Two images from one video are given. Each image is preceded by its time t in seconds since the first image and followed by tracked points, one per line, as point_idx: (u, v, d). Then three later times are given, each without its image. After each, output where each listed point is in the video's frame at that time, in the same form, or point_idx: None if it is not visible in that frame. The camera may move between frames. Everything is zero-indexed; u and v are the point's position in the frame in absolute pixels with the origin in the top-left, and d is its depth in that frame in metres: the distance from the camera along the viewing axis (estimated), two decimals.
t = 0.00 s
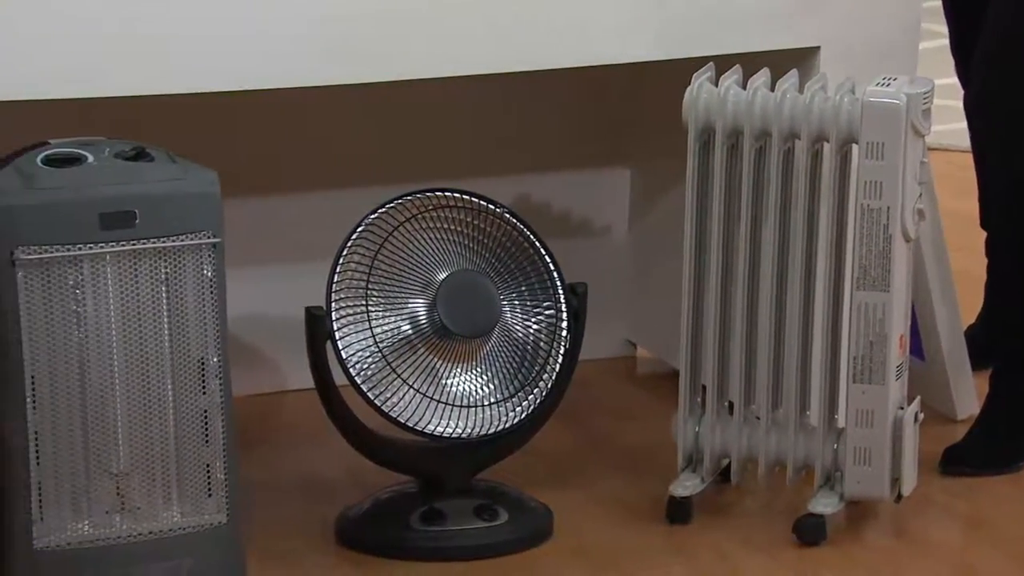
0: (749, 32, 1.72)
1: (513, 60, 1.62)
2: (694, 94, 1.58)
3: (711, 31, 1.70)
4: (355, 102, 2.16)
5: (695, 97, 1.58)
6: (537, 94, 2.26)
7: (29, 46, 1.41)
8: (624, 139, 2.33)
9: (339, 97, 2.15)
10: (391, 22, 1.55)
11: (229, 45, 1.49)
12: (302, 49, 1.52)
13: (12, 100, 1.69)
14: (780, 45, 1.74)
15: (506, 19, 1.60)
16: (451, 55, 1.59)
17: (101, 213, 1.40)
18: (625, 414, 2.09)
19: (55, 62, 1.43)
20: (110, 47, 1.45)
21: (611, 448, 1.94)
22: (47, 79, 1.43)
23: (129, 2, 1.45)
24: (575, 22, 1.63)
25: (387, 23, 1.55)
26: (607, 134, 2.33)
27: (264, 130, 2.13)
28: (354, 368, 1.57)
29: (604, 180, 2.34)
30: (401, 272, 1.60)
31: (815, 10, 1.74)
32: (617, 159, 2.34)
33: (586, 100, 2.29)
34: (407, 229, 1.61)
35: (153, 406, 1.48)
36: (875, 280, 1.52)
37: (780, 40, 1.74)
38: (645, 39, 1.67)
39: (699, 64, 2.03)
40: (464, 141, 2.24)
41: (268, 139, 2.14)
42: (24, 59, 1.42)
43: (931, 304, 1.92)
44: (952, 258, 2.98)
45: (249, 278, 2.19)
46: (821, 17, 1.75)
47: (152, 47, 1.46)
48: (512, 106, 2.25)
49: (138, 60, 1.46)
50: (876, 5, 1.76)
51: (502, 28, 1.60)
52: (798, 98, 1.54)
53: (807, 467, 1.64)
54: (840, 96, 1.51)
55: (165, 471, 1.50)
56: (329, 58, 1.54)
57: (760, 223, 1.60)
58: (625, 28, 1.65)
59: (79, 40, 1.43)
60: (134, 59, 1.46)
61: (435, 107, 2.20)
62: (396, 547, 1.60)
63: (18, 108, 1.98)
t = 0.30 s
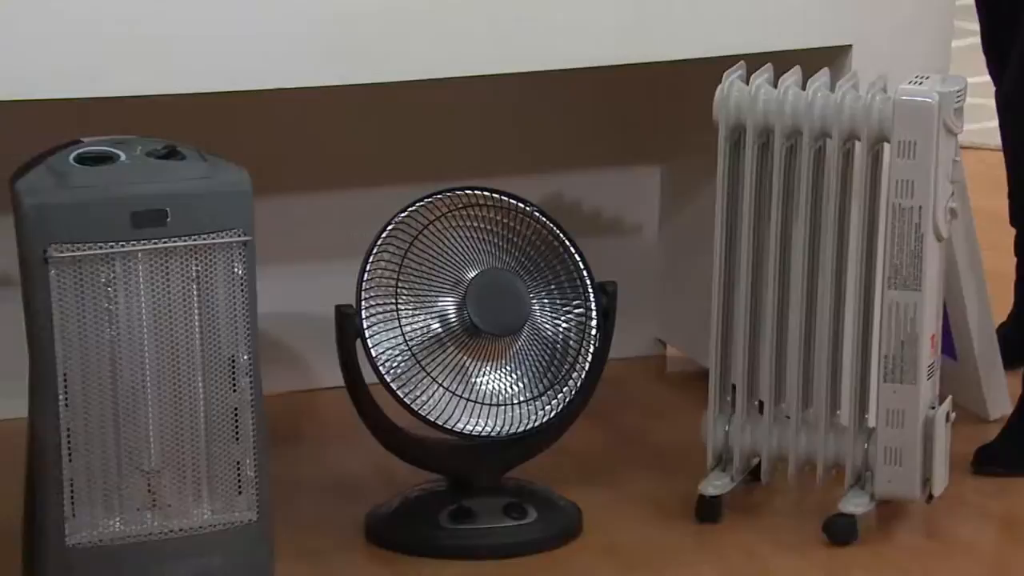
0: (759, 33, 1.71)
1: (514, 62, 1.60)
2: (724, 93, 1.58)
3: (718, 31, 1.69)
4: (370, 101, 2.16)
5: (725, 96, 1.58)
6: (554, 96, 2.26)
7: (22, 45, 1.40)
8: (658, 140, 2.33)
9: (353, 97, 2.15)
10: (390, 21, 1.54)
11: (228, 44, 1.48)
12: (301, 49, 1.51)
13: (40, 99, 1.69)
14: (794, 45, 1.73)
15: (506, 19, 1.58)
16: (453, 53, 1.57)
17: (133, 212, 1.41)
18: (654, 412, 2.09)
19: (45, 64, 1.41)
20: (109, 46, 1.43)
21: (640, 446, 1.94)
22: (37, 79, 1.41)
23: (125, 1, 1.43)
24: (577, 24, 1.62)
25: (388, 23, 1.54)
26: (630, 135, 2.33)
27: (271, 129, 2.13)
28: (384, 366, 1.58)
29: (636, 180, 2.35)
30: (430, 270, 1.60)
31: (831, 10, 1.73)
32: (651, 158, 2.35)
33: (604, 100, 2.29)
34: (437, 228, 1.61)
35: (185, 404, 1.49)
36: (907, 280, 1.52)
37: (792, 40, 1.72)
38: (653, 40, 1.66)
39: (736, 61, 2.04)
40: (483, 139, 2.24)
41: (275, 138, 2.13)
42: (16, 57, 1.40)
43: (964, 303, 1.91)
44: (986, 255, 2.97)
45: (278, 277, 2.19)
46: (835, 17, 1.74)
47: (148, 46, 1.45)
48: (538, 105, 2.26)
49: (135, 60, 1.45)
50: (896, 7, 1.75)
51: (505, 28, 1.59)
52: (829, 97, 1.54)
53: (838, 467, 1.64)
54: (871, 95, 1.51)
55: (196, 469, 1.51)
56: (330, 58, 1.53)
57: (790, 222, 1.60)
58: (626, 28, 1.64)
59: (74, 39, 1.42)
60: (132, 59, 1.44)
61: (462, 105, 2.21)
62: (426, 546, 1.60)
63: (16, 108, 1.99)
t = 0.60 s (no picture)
0: (767, 33, 1.70)
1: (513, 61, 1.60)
2: (757, 91, 1.57)
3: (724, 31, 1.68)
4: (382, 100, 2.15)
5: (757, 94, 1.57)
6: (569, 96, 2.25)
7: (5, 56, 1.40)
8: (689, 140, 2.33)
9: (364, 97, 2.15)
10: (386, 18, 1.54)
11: (225, 42, 1.48)
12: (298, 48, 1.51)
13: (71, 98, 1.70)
14: (808, 45, 1.72)
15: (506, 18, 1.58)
16: (453, 52, 1.57)
17: (164, 210, 1.42)
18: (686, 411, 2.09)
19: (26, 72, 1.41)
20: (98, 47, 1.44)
21: (671, 445, 1.94)
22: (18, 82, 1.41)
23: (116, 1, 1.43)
24: (579, 23, 1.61)
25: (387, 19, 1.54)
26: (650, 135, 2.31)
27: (274, 128, 2.12)
28: (413, 364, 1.58)
29: (666, 178, 2.34)
30: (461, 269, 1.60)
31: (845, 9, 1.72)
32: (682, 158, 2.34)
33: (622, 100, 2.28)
34: (468, 226, 1.61)
35: (216, 401, 1.49)
36: (940, 279, 1.51)
37: (803, 40, 1.72)
38: (661, 40, 1.65)
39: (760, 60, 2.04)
40: (502, 138, 2.24)
41: (277, 139, 2.13)
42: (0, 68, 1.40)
43: (998, 303, 1.91)
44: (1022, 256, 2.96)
45: (312, 275, 2.20)
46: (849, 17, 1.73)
47: (142, 47, 1.45)
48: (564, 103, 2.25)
49: (128, 61, 1.45)
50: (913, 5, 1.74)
51: (506, 27, 1.58)
52: (862, 94, 1.53)
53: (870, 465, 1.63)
54: (903, 93, 1.50)
55: (227, 467, 1.52)
56: (329, 57, 1.53)
57: (822, 221, 1.60)
58: (626, 26, 1.63)
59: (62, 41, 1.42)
60: (126, 61, 1.45)
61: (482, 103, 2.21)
62: (456, 543, 1.60)
63: (11, 109, 1.99)
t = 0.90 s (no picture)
0: (768, 35, 1.70)
1: (512, 62, 1.60)
2: (790, 90, 1.56)
3: (723, 33, 1.68)
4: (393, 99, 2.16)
5: (790, 93, 1.56)
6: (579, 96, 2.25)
7: (5, 57, 1.42)
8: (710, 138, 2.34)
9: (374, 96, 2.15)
10: (381, 19, 1.54)
11: (223, 42, 1.50)
12: (297, 48, 1.52)
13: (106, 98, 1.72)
14: (812, 46, 1.72)
15: (503, 19, 1.58)
16: (453, 52, 1.58)
17: (197, 209, 1.42)
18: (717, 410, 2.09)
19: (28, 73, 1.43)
20: (99, 47, 1.46)
21: (703, 443, 1.94)
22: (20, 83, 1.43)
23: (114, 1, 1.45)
24: (578, 24, 1.61)
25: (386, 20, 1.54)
26: (665, 135, 2.31)
27: (277, 128, 2.13)
28: (445, 362, 1.59)
29: (696, 178, 2.35)
30: (492, 268, 1.60)
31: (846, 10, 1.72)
32: (710, 160, 2.34)
33: (637, 99, 2.28)
34: (499, 225, 1.61)
35: (248, 399, 1.50)
36: (973, 278, 1.51)
37: (808, 43, 1.71)
38: (664, 42, 1.65)
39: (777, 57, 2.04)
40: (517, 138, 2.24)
41: (280, 138, 2.13)
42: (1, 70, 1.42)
43: None
44: None
45: (344, 274, 2.22)
46: (852, 18, 1.72)
47: (142, 47, 1.47)
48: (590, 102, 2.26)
49: (128, 61, 1.47)
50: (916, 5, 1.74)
51: (505, 28, 1.59)
52: (895, 94, 1.53)
53: (902, 465, 1.63)
54: (938, 92, 1.50)
55: (259, 464, 1.52)
56: (330, 57, 1.54)
57: (854, 220, 1.60)
58: (621, 27, 1.63)
59: (57, 42, 1.44)
60: (126, 61, 1.47)
61: (497, 102, 2.21)
62: (486, 542, 1.61)
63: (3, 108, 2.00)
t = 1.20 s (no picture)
0: (768, 36, 1.69)
1: (513, 62, 1.60)
2: (822, 88, 1.56)
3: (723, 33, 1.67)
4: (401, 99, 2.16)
5: (823, 92, 1.56)
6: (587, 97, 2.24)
7: (5, 57, 1.43)
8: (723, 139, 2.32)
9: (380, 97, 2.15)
10: (379, 18, 1.54)
11: (223, 43, 1.50)
12: (297, 48, 1.53)
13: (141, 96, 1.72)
14: (816, 46, 1.71)
15: (502, 19, 1.58)
16: (454, 52, 1.58)
17: (229, 207, 1.43)
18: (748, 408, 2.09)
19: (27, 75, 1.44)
20: (99, 49, 1.46)
21: (735, 442, 1.94)
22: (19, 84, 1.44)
23: (114, 1, 1.46)
24: (578, 24, 1.61)
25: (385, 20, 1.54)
26: (679, 135, 2.30)
27: (279, 128, 2.12)
28: (475, 361, 1.59)
29: (730, 175, 2.34)
30: (523, 266, 1.60)
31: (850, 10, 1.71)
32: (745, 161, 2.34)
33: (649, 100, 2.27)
34: (530, 224, 1.61)
35: (279, 397, 1.50)
36: (1007, 277, 1.50)
37: (812, 45, 1.70)
38: (666, 43, 1.65)
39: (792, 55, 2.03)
40: (529, 138, 2.24)
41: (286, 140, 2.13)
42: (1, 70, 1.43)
43: None
44: None
45: (376, 273, 2.23)
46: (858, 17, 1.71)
47: (142, 47, 1.48)
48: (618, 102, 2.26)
49: (128, 61, 1.48)
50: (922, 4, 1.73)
51: (505, 28, 1.59)
52: (929, 92, 1.52)
53: (934, 465, 1.62)
54: (973, 91, 1.49)
55: (290, 462, 1.53)
56: (330, 57, 1.54)
57: (888, 219, 1.59)
58: (620, 28, 1.63)
59: (54, 40, 1.44)
60: (126, 61, 1.47)
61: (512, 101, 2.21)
62: (516, 540, 1.61)
63: (5, 108, 2.00)
